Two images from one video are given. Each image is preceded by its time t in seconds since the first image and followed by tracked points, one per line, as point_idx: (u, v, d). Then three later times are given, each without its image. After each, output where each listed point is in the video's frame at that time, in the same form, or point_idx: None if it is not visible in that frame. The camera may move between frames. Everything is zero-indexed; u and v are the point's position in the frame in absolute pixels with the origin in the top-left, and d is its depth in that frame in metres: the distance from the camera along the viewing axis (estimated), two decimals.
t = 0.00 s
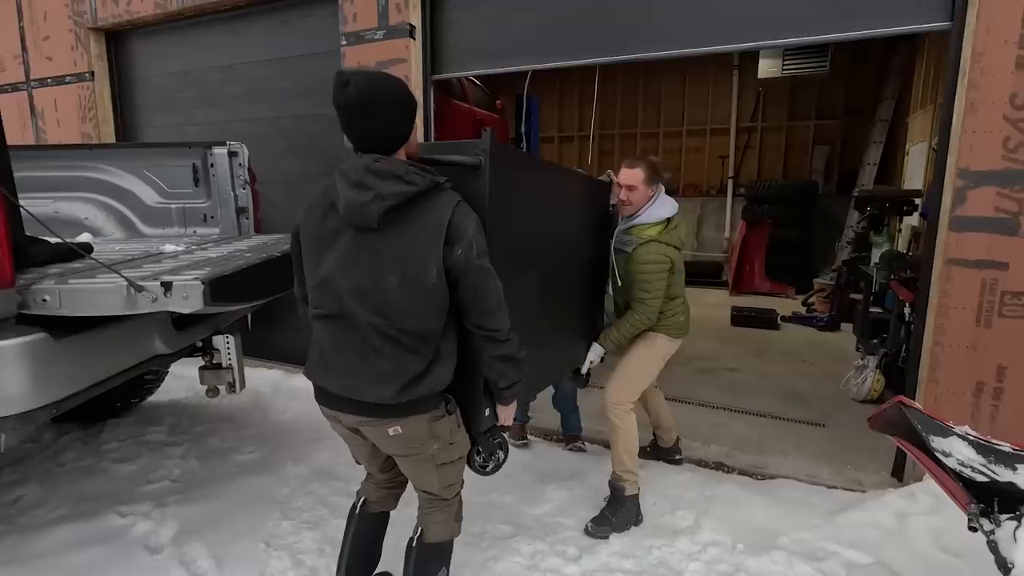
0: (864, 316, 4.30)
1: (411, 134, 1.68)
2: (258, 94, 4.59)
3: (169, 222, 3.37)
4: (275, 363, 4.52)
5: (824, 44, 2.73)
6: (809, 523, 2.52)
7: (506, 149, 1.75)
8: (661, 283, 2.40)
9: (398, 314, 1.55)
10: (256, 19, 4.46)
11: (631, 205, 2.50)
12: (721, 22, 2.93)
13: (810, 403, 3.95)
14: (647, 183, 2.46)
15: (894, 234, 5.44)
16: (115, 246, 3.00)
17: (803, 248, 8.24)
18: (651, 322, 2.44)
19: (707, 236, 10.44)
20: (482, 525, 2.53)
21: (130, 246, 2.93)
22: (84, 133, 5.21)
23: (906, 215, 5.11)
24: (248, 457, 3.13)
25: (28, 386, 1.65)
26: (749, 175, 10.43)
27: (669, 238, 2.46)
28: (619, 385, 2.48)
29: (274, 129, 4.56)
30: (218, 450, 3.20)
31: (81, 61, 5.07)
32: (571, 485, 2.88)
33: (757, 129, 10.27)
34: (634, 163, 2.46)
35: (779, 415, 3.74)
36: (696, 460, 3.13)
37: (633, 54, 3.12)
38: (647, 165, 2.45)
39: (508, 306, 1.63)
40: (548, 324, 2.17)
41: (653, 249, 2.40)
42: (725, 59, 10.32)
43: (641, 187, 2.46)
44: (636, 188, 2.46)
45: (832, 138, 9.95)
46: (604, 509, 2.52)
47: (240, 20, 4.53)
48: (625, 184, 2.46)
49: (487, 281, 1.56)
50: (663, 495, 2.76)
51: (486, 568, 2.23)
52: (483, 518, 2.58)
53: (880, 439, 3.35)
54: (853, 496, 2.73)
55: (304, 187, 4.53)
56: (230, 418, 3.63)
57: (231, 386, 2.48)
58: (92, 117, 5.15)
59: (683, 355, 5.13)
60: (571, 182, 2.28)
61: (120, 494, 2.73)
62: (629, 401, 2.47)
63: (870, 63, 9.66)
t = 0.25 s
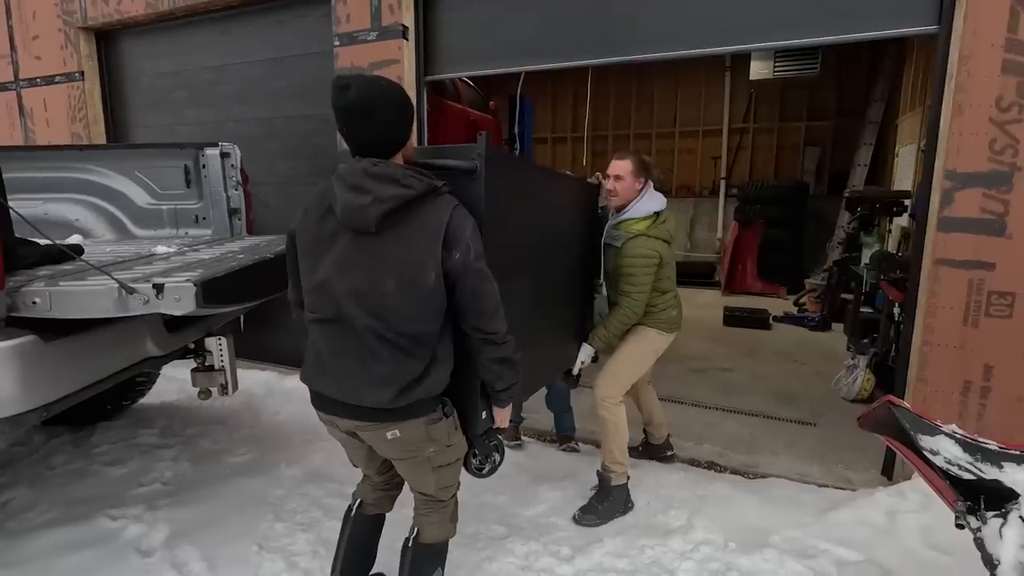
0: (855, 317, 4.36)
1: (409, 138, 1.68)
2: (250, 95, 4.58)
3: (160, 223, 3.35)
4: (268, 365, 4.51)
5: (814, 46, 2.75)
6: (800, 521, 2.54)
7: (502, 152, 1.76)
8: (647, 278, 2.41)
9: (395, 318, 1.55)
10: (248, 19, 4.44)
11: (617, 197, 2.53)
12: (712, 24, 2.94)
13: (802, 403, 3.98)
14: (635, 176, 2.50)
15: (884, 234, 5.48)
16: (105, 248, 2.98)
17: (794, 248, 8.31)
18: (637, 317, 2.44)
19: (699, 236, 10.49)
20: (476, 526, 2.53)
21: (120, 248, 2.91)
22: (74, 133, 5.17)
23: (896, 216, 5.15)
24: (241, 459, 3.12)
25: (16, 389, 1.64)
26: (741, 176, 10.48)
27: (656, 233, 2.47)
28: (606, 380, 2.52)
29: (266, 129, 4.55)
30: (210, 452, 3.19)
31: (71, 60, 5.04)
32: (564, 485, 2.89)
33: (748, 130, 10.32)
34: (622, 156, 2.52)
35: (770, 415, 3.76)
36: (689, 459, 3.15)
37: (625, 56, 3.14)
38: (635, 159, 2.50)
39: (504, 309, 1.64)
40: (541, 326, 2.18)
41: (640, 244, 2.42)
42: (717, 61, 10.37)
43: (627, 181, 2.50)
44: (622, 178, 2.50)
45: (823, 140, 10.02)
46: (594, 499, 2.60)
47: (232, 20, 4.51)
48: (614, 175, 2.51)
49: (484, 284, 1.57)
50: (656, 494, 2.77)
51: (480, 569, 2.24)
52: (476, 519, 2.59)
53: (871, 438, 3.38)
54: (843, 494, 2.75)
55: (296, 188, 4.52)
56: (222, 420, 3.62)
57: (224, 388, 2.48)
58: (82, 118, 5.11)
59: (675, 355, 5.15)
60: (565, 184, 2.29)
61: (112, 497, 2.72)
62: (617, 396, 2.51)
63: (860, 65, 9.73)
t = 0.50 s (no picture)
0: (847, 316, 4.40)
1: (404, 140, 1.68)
2: (242, 95, 4.56)
3: (151, 224, 3.33)
4: (261, 367, 4.49)
5: (806, 47, 2.76)
6: (792, 519, 2.55)
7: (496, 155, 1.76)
8: (633, 275, 2.40)
9: (388, 320, 1.54)
10: (240, 19, 4.43)
11: (607, 194, 2.54)
12: (704, 24, 2.95)
13: (794, 402, 3.99)
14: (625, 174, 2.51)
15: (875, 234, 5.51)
16: (95, 249, 2.96)
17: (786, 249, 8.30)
18: (626, 316, 2.44)
19: (693, 236, 10.51)
20: (469, 527, 2.53)
21: (110, 249, 2.89)
22: (64, 133, 5.13)
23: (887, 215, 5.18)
24: (233, 462, 3.10)
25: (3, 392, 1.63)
26: (734, 176, 10.52)
27: (644, 231, 2.48)
28: (587, 380, 2.54)
29: (258, 130, 4.53)
30: (202, 455, 3.17)
31: (60, 60, 5.00)
32: (558, 485, 2.88)
33: (741, 130, 10.36)
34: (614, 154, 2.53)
35: (763, 414, 3.77)
36: (682, 459, 3.15)
37: (618, 56, 3.14)
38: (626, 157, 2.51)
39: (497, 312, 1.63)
40: (534, 328, 2.17)
41: (627, 241, 2.42)
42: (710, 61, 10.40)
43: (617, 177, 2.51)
44: (612, 175, 2.51)
45: (815, 140, 10.07)
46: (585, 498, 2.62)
47: (223, 20, 4.49)
48: (605, 171, 2.52)
49: (478, 287, 1.57)
50: (650, 494, 2.78)
51: (474, 570, 2.23)
52: (470, 520, 2.58)
53: (862, 436, 3.39)
54: (835, 493, 2.76)
55: (289, 189, 4.51)
56: (214, 422, 3.60)
57: (216, 390, 2.44)
58: (72, 118, 5.08)
59: (669, 355, 5.16)
60: (559, 186, 2.29)
61: (102, 500, 2.70)
62: (600, 397, 2.53)
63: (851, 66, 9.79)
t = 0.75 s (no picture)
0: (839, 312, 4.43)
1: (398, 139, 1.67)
2: (233, 95, 4.54)
3: (142, 225, 3.31)
4: (255, 369, 4.47)
5: (798, 45, 2.77)
6: (787, 515, 2.56)
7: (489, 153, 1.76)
8: (628, 272, 2.41)
9: (383, 318, 1.54)
10: (230, 19, 4.40)
11: (603, 191, 2.55)
12: (696, 23, 2.96)
13: (788, 399, 4.00)
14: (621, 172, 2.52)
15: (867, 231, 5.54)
16: (85, 251, 2.94)
17: (778, 244, 8.41)
18: (622, 313, 2.45)
19: (687, 234, 10.53)
20: (465, 526, 2.52)
21: (100, 251, 2.87)
22: (53, 135, 5.09)
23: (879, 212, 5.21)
24: (227, 464, 3.09)
25: None
26: (727, 174, 10.55)
27: (639, 228, 2.48)
28: (581, 379, 2.55)
29: (250, 130, 4.51)
30: (196, 457, 3.16)
31: (49, 61, 4.96)
32: (553, 484, 2.88)
33: (734, 129, 10.39)
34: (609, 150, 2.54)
35: (758, 411, 3.78)
36: (678, 456, 3.16)
37: (611, 55, 3.14)
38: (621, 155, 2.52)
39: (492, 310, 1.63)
40: (530, 326, 2.17)
41: (622, 238, 2.43)
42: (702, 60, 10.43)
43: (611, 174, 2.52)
44: (606, 172, 2.52)
45: (807, 138, 10.11)
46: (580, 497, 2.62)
47: (214, 19, 4.47)
48: (600, 169, 2.52)
49: (473, 285, 1.56)
50: (645, 492, 2.78)
51: (470, 570, 2.23)
52: (466, 520, 2.58)
53: (856, 432, 3.41)
54: (829, 488, 2.78)
55: (281, 189, 4.49)
56: (208, 424, 3.58)
57: (209, 393, 2.39)
58: (61, 119, 5.04)
59: (663, 353, 5.17)
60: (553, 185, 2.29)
61: (95, 504, 2.68)
62: (594, 396, 2.54)
63: (842, 64, 9.83)
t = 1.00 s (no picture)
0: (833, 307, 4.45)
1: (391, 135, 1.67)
2: (225, 96, 4.52)
3: (134, 227, 3.29)
4: (250, 370, 4.45)
5: (789, 41, 2.77)
6: (783, 509, 2.57)
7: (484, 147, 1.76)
8: (629, 266, 2.41)
9: (384, 309, 1.53)
10: (221, 19, 4.38)
11: (601, 186, 2.57)
12: (688, 20, 2.96)
13: (783, 394, 4.02)
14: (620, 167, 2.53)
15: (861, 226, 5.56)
16: (76, 253, 2.92)
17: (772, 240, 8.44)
18: (622, 307, 2.45)
19: (681, 232, 10.55)
20: (463, 525, 2.52)
21: (93, 253, 2.85)
22: (44, 137, 5.06)
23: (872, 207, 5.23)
24: (223, 466, 3.08)
25: None
26: (721, 171, 10.57)
27: (640, 222, 2.49)
28: (580, 376, 2.55)
29: (242, 131, 4.49)
30: (191, 460, 3.15)
31: (38, 63, 4.93)
32: (550, 481, 2.89)
33: (727, 126, 10.40)
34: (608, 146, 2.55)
35: (753, 406, 3.79)
36: (674, 452, 3.16)
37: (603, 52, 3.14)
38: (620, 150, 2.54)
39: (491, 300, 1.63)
40: (528, 322, 2.17)
41: (623, 231, 2.44)
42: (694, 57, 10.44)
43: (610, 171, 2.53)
44: (606, 168, 2.54)
45: (800, 134, 10.14)
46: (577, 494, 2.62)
47: (204, 20, 4.45)
48: (600, 164, 2.54)
49: (472, 275, 1.57)
50: (642, 488, 2.78)
51: (468, 568, 2.23)
52: (463, 518, 2.58)
53: (851, 426, 3.42)
54: (825, 482, 2.79)
55: (275, 189, 4.47)
56: (203, 426, 3.57)
57: (204, 394, 2.39)
58: (52, 121, 5.00)
59: (659, 350, 5.18)
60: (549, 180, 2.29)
61: (90, 508, 2.67)
62: (594, 394, 2.53)
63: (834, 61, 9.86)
